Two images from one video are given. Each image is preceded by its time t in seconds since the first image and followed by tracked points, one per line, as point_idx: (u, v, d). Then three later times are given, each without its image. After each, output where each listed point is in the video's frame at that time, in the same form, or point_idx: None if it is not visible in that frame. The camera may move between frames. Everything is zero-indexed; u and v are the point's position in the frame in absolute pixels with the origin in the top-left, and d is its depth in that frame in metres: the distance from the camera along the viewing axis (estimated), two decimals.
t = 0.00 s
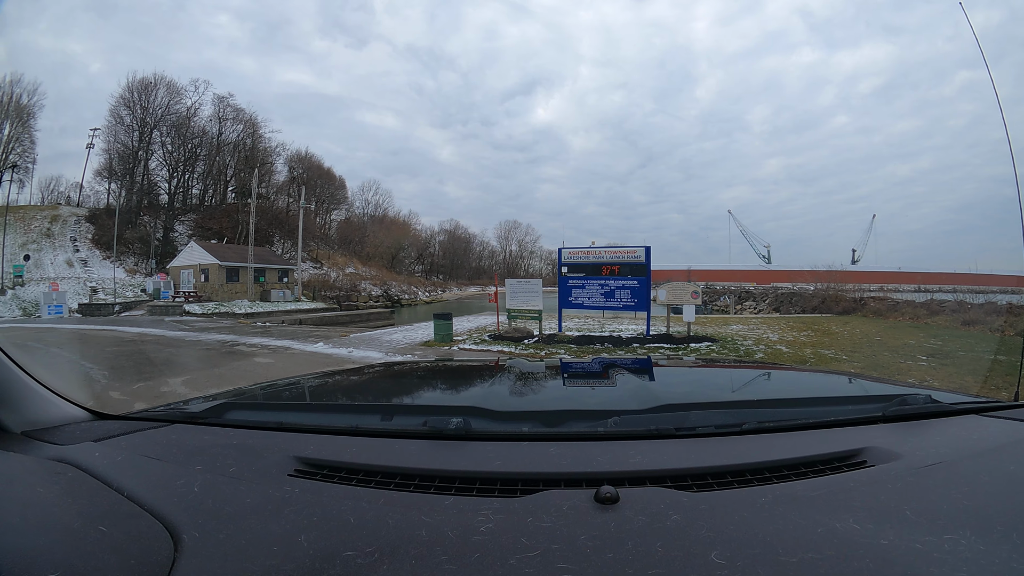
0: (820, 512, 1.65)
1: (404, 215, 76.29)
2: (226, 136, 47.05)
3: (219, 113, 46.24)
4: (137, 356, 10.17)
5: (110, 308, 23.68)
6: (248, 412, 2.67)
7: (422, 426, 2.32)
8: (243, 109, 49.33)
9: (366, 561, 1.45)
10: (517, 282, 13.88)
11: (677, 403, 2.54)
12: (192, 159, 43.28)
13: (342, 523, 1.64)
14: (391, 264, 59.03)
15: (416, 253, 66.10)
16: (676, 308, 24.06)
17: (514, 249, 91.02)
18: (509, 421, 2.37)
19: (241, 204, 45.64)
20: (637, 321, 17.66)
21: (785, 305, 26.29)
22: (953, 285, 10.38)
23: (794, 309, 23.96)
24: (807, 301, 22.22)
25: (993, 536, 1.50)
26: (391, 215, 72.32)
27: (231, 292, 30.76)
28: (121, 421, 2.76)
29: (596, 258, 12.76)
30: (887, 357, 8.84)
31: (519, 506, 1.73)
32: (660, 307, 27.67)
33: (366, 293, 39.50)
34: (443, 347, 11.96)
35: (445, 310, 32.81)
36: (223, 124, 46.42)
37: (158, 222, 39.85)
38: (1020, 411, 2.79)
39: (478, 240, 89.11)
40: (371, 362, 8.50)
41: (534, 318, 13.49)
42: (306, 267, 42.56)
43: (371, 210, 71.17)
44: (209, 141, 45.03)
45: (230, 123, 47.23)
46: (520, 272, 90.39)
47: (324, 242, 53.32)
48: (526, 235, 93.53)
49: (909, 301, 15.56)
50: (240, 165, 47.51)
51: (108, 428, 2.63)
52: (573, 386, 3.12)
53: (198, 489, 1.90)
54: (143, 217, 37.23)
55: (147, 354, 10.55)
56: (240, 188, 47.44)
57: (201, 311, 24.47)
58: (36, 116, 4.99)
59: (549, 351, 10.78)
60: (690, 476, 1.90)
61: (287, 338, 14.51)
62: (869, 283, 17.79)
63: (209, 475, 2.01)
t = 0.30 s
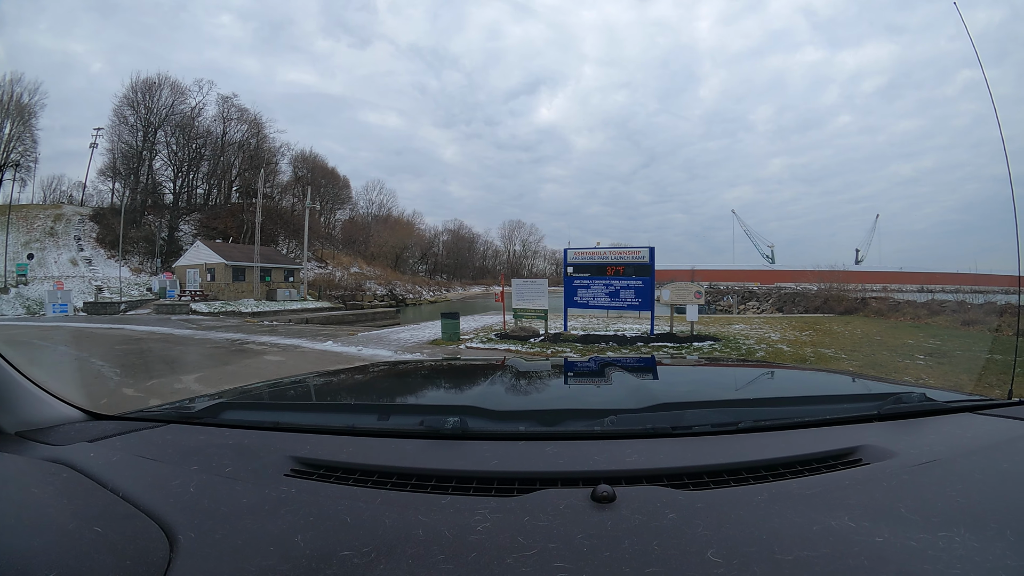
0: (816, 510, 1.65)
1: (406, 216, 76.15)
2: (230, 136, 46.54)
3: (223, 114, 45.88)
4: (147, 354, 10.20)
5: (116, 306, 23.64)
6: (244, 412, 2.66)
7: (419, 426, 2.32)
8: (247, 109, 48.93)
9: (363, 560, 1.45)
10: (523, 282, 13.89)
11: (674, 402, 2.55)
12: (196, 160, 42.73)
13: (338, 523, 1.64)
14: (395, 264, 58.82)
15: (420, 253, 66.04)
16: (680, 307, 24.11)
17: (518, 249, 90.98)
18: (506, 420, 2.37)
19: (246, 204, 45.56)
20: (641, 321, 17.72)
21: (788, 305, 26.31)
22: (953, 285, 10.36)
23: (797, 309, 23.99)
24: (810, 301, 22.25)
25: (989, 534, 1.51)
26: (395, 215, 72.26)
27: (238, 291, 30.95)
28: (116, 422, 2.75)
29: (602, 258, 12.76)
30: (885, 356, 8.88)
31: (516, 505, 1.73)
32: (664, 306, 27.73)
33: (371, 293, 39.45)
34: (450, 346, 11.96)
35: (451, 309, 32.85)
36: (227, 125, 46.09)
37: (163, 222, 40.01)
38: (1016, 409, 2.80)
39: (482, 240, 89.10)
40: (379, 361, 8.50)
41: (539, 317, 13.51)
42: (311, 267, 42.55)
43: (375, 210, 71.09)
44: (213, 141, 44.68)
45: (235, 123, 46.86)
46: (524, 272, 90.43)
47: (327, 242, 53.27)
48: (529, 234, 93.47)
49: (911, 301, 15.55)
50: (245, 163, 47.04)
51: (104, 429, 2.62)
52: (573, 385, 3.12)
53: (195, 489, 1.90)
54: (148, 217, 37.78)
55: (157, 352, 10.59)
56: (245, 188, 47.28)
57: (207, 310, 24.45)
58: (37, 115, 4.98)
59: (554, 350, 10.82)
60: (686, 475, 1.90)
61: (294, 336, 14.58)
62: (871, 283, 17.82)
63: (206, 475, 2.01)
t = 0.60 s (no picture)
0: (812, 510, 1.65)
1: (412, 215, 76.11)
2: (237, 137, 46.28)
3: (230, 114, 45.64)
4: (165, 351, 10.31)
5: (127, 306, 23.74)
6: (240, 412, 2.65)
7: (416, 426, 2.32)
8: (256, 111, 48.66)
9: (359, 560, 1.45)
10: (532, 282, 13.95)
11: (671, 402, 2.55)
12: (203, 161, 43.05)
13: (335, 522, 1.64)
14: (402, 264, 58.74)
15: (426, 253, 65.98)
16: (687, 308, 24.19)
17: (524, 249, 90.99)
18: (502, 420, 2.37)
19: (255, 204, 45.61)
20: (648, 319, 17.78)
21: (794, 305, 26.30)
22: (953, 285, 10.31)
23: (802, 309, 24.03)
24: (815, 301, 22.19)
25: (984, 533, 1.51)
26: (401, 214, 72.24)
27: (248, 290, 30.38)
28: (112, 422, 2.75)
29: (611, 258, 12.77)
30: (885, 356, 8.93)
31: (513, 505, 1.73)
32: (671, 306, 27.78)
33: (379, 293, 39.46)
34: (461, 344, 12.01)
35: (460, 309, 32.93)
36: (235, 125, 45.72)
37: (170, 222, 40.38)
38: (1012, 409, 2.81)
39: (488, 240, 89.07)
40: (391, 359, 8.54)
41: (548, 317, 13.55)
42: (320, 266, 42.66)
43: (381, 210, 71.07)
44: (221, 142, 44.80)
45: (242, 123, 46.52)
46: (530, 271, 90.55)
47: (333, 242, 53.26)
48: (536, 234, 93.40)
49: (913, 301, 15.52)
50: (253, 164, 46.58)
51: (100, 429, 2.62)
52: (573, 385, 3.12)
53: (191, 489, 1.90)
54: (155, 218, 38.76)
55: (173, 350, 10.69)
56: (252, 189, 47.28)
57: (218, 309, 24.45)
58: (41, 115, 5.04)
59: (564, 349, 10.89)
60: (682, 474, 1.90)
61: (305, 335, 14.67)
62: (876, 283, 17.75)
63: (202, 475, 2.01)
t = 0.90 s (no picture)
0: (805, 509, 1.66)
1: (418, 215, 75.93)
2: (245, 138, 45.83)
3: (237, 117, 45.27)
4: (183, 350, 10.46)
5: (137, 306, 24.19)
6: (232, 412, 2.65)
7: (410, 426, 2.32)
8: (263, 111, 48.29)
9: (354, 560, 1.45)
10: (542, 282, 14.01)
11: (665, 402, 2.55)
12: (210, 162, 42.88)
13: (330, 522, 1.64)
14: (410, 264, 58.56)
15: (433, 253, 65.88)
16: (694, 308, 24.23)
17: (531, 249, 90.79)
18: (497, 420, 2.37)
19: (264, 205, 45.53)
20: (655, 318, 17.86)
21: (800, 305, 26.30)
22: (952, 285, 10.31)
23: (808, 309, 24.01)
24: (820, 302, 22.14)
25: (975, 532, 1.52)
26: (409, 214, 72.08)
27: (258, 290, 30.82)
28: (104, 422, 2.73)
29: (619, 259, 12.78)
30: (886, 355, 8.98)
31: (508, 505, 1.73)
32: (679, 306, 27.83)
33: (387, 293, 39.32)
34: (472, 343, 12.08)
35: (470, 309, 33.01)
36: (243, 126, 45.19)
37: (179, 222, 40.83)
38: (1003, 409, 2.82)
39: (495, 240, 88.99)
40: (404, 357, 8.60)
41: (557, 316, 13.59)
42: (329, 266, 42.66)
43: (389, 210, 70.84)
44: (228, 143, 44.50)
45: (251, 125, 45.99)
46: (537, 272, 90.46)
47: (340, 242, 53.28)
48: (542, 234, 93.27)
49: (915, 301, 15.52)
50: (262, 166, 46.21)
51: (91, 429, 2.60)
52: (571, 385, 3.12)
53: (184, 489, 1.89)
54: (162, 218, 39.70)
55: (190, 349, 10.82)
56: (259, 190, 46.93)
57: (228, 309, 24.28)
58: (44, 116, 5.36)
59: (574, 348, 10.96)
60: (677, 474, 1.90)
61: (318, 334, 14.81)
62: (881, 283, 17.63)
63: (195, 475, 2.00)
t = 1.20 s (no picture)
0: (798, 507, 1.67)
1: (425, 215, 75.78)
2: (252, 140, 46.50)
3: (245, 118, 45.86)
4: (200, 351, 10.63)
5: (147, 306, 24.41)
6: (225, 412, 2.64)
7: (404, 426, 2.32)
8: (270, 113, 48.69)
9: (348, 561, 1.44)
10: (552, 282, 14.10)
11: (658, 402, 2.56)
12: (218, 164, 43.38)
13: (324, 523, 1.64)
14: (417, 265, 58.45)
15: (440, 253, 65.86)
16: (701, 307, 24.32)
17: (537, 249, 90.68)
18: (491, 420, 2.37)
19: (272, 206, 46.04)
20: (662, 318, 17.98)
21: (805, 305, 26.44)
22: (947, 285, 10.30)
23: (813, 309, 24.11)
24: (825, 301, 22.21)
25: (964, 529, 1.54)
26: (416, 215, 71.93)
27: (268, 289, 30.93)
28: (95, 423, 2.71)
29: (627, 260, 12.82)
30: (886, 353, 9.06)
31: (502, 505, 1.73)
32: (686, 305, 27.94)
33: (396, 293, 39.29)
34: (483, 342, 12.16)
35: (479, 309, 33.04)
36: (249, 128, 46.02)
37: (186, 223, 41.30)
38: (991, 407, 2.85)
39: (501, 240, 88.96)
40: (417, 356, 8.68)
41: (566, 315, 13.68)
42: (337, 267, 42.79)
43: (395, 210, 70.76)
44: (236, 145, 44.96)
45: (257, 126, 46.79)
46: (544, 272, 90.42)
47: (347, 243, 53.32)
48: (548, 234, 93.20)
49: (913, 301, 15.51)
50: (268, 167, 47.01)
51: (81, 431, 2.57)
52: (566, 385, 3.12)
53: (176, 490, 1.88)
54: (170, 218, 40.37)
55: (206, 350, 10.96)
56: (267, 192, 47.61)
57: (239, 308, 24.40)
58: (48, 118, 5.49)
59: (584, 346, 11.08)
60: (670, 473, 1.90)
61: (331, 332, 15.00)
62: (883, 281, 17.71)
63: (188, 476, 2.00)
